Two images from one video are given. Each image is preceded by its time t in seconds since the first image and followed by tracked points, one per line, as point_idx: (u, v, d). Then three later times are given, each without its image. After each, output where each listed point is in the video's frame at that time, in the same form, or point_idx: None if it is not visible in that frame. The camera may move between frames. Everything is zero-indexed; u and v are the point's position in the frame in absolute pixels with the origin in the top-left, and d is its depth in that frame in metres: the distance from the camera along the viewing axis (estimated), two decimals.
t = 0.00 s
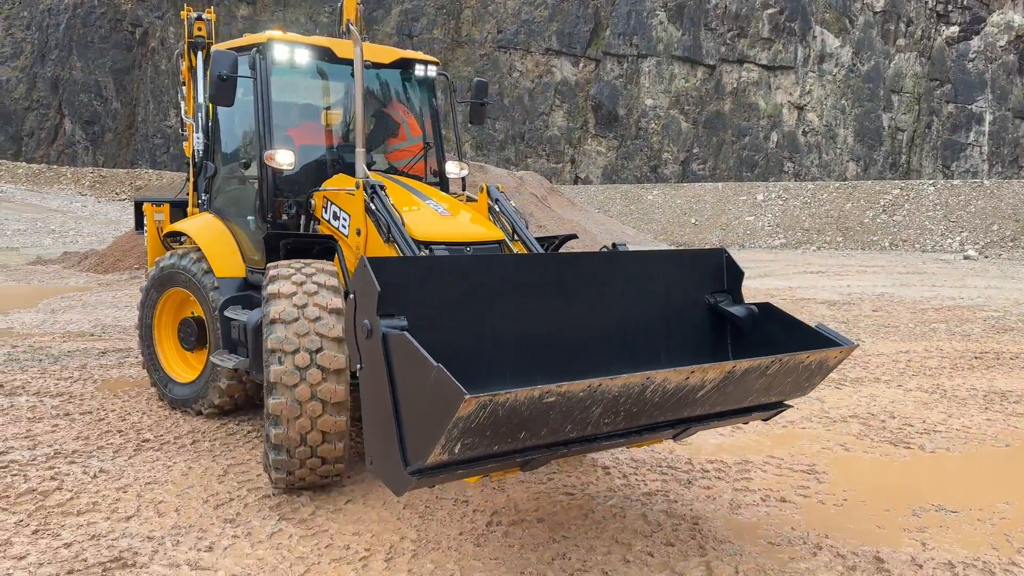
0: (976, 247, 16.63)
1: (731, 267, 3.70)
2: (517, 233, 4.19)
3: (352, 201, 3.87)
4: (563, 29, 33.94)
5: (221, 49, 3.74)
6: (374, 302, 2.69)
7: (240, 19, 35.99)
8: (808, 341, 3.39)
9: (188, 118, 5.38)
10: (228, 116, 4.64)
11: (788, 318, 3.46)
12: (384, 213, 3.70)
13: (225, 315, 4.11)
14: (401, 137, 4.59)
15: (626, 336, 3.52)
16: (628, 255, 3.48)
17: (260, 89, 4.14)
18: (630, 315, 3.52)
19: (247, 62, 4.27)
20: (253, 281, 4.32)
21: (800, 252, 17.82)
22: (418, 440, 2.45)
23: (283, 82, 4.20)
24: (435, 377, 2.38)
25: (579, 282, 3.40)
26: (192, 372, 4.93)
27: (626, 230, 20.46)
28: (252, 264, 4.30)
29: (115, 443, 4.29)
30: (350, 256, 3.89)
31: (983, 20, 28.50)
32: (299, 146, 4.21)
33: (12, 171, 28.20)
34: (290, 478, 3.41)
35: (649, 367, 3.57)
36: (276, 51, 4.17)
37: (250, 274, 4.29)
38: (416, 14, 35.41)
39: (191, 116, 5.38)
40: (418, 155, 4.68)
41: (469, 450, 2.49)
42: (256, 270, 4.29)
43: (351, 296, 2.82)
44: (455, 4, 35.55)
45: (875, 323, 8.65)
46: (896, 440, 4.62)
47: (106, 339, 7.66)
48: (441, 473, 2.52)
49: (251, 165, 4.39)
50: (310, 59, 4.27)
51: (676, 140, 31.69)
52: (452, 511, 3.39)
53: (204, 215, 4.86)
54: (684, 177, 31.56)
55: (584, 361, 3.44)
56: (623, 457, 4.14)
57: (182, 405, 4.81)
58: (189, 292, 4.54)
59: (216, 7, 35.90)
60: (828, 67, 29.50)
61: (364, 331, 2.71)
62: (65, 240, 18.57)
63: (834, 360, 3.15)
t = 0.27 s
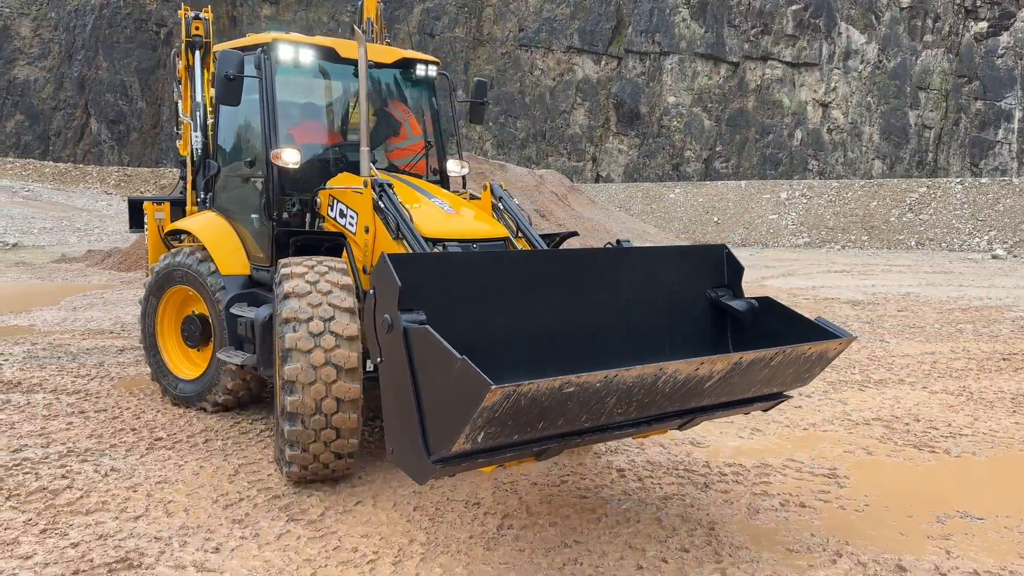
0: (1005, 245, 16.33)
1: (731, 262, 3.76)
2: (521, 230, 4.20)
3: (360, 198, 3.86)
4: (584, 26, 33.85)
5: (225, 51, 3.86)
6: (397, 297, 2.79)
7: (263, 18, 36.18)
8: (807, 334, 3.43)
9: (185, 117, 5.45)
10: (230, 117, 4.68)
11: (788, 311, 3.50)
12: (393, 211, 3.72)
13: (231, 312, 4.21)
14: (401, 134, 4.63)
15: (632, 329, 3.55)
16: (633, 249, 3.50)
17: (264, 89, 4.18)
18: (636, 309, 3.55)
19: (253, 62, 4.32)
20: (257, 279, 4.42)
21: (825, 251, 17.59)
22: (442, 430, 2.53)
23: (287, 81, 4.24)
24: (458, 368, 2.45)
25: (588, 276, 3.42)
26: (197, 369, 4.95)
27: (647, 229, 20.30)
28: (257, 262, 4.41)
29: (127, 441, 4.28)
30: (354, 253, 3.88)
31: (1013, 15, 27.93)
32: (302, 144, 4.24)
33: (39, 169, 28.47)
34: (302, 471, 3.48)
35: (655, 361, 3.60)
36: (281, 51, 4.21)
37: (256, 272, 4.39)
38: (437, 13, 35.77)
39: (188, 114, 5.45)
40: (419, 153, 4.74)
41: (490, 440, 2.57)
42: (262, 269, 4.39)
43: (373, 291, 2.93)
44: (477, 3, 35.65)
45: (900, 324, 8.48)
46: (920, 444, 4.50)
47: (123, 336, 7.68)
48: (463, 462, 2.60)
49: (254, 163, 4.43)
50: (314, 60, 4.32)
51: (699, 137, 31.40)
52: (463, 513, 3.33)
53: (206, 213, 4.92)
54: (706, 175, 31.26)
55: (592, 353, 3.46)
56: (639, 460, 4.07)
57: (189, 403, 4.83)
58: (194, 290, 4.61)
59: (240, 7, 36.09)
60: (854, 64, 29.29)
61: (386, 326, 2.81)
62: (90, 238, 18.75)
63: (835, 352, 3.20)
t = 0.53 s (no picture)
0: None
1: (730, 263, 3.96)
2: (523, 231, 4.28)
3: (366, 199, 3.96)
4: (603, 26, 33.71)
5: (229, 53, 3.93)
6: (416, 299, 2.86)
7: (282, 20, 36.32)
8: (807, 329, 3.64)
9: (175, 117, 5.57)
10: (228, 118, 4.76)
11: (790, 309, 3.72)
12: (399, 212, 3.82)
13: (233, 313, 4.38)
14: (398, 134, 4.77)
15: (640, 326, 3.71)
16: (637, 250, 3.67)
17: (265, 91, 4.28)
18: (643, 308, 3.71)
19: (252, 64, 4.40)
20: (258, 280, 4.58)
21: (847, 252, 17.42)
22: (467, 428, 2.62)
23: (287, 83, 4.35)
24: (483, 368, 2.54)
25: (600, 276, 3.57)
26: (199, 370, 5.00)
27: (665, 230, 20.15)
28: (258, 264, 4.57)
29: (136, 445, 4.23)
30: (360, 254, 3.97)
31: None
32: (303, 145, 4.36)
33: (61, 170, 28.61)
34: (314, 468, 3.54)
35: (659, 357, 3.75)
36: (281, 53, 4.31)
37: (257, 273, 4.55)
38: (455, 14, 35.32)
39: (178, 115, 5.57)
40: (416, 153, 4.87)
41: (513, 437, 2.67)
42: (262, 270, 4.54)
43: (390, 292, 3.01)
44: (495, 4, 35.65)
45: (922, 326, 8.31)
46: (946, 451, 4.37)
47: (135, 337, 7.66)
48: (486, 457, 2.71)
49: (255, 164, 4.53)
50: (313, 61, 4.42)
51: (718, 138, 31.11)
52: (474, 521, 3.25)
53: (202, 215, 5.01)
54: (726, 175, 31.02)
55: (598, 351, 3.60)
56: (655, 466, 3.97)
57: (196, 402, 4.86)
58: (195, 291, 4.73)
59: (260, 8, 36.20)
60: (876, 63, 29.21)
61: (406, 327, 2.88)
62: (108, 239, 18.79)
63: (834, 347, 3.41)
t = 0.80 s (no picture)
0: None
1: (727, 267, 4.05)
2: (524, 237, 4.39)
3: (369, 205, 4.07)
4: (619, 29, 33.61)
5: (227, 62, 4.09)
6: (437, 307, 3.02)
7: (300, 24, 36.58)
8: (803, 330, 3.75)
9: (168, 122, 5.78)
10: (225, 123, 4.85)
11: (785, 311, 3.79)
12: (403, 217, 3.92)
13: (233, 317, 4.47)
14: (394, 138, 4.81)
15: (639, 328, 3.80)
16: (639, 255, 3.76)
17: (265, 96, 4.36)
18: (643, 311, 3.80)
19: (252, 70, 4.48)
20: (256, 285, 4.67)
21: (867, 256, 17.20)
22: (492, 431, 2.79)
23: (287, 89, 4.43)
24: (506, 374, 2.70)
25: (603, 281, 3.66)
26: (196, 374, 5.02)
27: (682, 233, 20.01)
28: (256, 268, 4.66)
29: (144, 453, 4.18)
30: (364, 259, 4.07)
31: None
32: (302, 151, 4.44)
33: (81, 174, 28.83)
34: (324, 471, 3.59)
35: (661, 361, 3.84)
36: (281, 59, 4.38)
37: (255, 277, 4.63)
38: (472, 17, 35.89)
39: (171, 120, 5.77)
40: (411, 159, 4.95)
41: (535, 439, 2.83)
42: (260, 274, 4.63)
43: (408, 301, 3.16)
44: (511, 8, 35.76)
45: (947, 333, 8.14)
46: (972, 464, 4.23)
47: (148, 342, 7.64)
48: (507, 458, 2.89)
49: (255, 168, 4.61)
50: (311, 67, 4.49)
51: (735, 140, 30.93)
52: (484, 535, 3.17)
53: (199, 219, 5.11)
54: (743, 178, 30.83)
55: (603, 355, 3.69)
56: (671, 478, 3.88)
57: (199, 405, 4.85)
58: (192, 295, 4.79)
59: (278, 13, 36.41)
60: (895, 65, 28.85)
61: (426, 333, 3.06)
62: (127, 242, 18.92)
63: (829, 348, 3.54)
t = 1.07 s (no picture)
0: None
1: (727, 267, 4.11)
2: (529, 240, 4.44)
3: (377, 209, 4.11)
4: (638, 33, 33.52)
5: (234, 67, 4.13)
6: (458, 308, 3.08)
7: (320, 30, 36.84)
8: (806, 329, 3.83)
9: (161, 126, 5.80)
10: (226, 127, 4.87)
11: (789, 313, 3.87)
12: (413, 221, 3.96)
13: (238, 323, 4.55)
14: (394, 144, 4.81)
15: (644, 329, 3.85)
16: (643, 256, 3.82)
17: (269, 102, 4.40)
18: (649, 312, 3.85)
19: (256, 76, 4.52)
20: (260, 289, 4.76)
21: (890, 262, 16.99)
22: (517, 430, 2.87)
23: (291, 95, 4.47)
24: (531, 372, 2.77)
25: (612, 283, 3.71)
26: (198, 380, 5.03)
27: (702, 238, 19.87)
28: (259, 271, 4.75)
29: (159, 460, 4.14)
30: (372, 262, 4.11)
31: None
32: (305, 156, 4.48)
33: (103, 179, 29.09)
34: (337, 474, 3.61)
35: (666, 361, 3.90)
36: (286, 65, 4.42)
37: (258, 281, 4.73)
38: (491, 23, 35.57)
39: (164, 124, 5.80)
40: (412, 164, 4.92)
41: (557, 435, 2.92)
42: (264, 279, 4.72)
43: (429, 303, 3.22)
44: (530, 12, 35.77)
45: (974, 340, 7.98)
46: (1005, 478, 4.10)
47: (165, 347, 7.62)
48: (529, 454, 2.97)
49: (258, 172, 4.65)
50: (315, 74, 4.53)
51: (755, 144, 30.76)
52: (501, 549, 3.09)
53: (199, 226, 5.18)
54: (763, 182, 30.64)
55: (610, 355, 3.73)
56: (694, 491, 3.78)
57: (199, 410, 4.87)
58: (195, 300, 4.87)
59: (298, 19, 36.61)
60: (918, 69, 28.54)
61: (447, 334, 3.11)
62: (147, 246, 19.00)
63: (829, 346, 3.65)
